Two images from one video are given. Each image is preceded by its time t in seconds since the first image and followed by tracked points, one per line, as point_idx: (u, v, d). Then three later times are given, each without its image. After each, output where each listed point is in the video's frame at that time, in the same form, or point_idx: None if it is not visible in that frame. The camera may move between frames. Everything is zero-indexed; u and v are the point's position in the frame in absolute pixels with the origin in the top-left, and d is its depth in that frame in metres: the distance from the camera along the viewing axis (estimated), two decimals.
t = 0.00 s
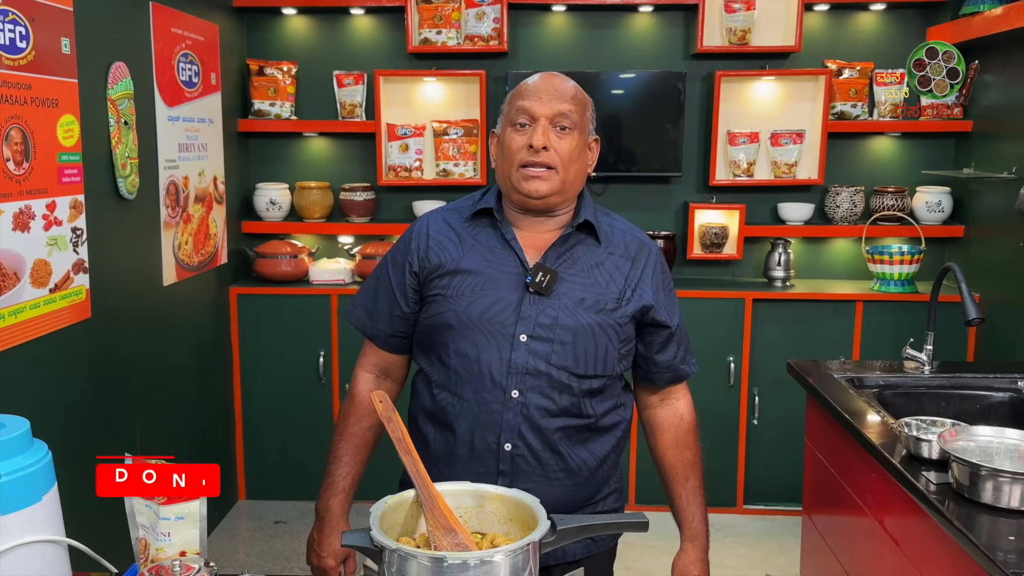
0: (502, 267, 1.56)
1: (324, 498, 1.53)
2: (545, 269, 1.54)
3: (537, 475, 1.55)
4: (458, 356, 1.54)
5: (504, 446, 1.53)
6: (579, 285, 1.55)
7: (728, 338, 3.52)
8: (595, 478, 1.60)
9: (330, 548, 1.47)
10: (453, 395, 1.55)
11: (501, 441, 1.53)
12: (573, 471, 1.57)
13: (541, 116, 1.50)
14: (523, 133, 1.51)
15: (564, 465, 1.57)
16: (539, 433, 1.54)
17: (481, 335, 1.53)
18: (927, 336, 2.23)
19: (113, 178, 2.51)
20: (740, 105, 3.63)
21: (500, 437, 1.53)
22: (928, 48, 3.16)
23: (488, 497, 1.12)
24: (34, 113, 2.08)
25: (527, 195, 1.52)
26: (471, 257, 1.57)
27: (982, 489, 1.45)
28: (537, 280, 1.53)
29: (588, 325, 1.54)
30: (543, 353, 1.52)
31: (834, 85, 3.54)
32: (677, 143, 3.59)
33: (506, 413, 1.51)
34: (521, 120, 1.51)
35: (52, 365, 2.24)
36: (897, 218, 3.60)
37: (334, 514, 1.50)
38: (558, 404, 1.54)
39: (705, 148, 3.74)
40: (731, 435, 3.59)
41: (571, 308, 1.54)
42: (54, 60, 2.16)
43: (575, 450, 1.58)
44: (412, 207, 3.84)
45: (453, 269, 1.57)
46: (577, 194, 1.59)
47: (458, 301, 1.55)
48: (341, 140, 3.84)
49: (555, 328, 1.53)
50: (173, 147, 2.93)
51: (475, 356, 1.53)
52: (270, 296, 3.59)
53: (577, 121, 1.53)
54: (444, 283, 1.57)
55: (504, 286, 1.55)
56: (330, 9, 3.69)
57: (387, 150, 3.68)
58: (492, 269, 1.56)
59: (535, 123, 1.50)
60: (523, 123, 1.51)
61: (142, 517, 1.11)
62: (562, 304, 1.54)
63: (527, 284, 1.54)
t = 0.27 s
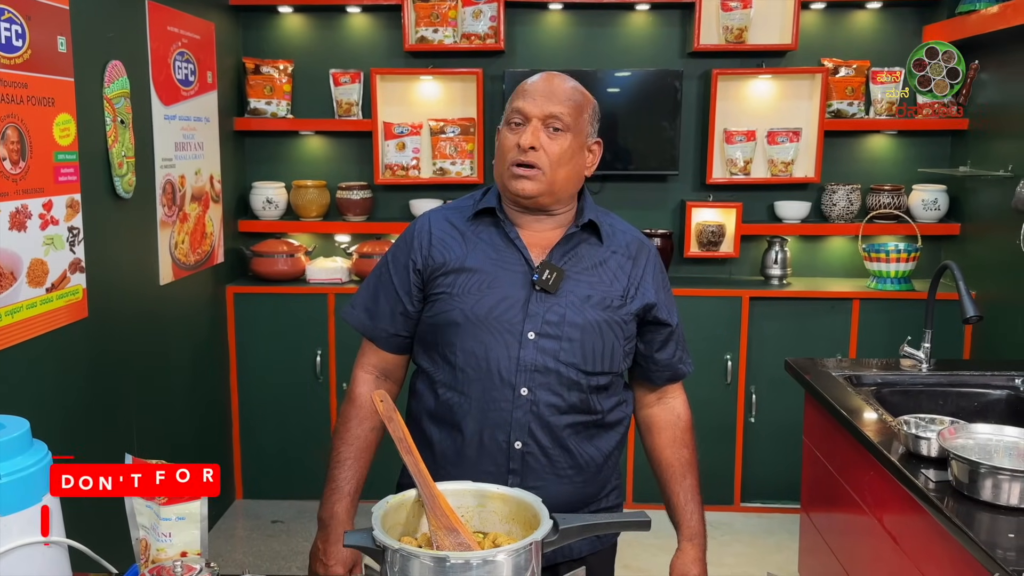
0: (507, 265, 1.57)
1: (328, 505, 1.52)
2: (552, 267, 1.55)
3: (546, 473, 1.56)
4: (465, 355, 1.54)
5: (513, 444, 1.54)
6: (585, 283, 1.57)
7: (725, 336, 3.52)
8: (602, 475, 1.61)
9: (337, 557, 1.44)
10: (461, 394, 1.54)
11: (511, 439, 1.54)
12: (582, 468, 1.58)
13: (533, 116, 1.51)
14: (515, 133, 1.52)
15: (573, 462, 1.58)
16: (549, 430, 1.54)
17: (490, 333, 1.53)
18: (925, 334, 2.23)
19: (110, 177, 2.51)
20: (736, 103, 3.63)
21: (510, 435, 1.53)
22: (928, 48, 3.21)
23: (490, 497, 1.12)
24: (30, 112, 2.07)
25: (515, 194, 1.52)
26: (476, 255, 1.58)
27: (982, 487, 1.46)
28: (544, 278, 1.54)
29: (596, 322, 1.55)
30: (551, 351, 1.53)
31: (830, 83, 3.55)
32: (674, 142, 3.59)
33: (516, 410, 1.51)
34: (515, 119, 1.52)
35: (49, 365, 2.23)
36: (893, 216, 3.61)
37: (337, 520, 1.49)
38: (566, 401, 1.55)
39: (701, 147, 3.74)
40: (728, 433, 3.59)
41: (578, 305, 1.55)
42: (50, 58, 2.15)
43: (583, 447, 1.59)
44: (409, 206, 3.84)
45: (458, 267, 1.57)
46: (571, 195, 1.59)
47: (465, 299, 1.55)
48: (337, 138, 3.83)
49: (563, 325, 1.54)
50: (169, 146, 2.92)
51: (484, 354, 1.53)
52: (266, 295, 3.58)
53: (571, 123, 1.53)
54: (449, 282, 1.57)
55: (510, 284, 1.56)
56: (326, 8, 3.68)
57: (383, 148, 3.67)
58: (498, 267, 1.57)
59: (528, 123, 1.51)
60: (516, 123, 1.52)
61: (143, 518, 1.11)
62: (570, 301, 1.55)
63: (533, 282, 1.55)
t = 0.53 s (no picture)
0: (513, 264, 1.57)
1: (334, 509, 1.51)
2: (558, 266, 1.55)
3: (552, 473, 1.57)
4: (471, 355, 1.54)
5: (521, 444, 1.54)
6: (591, 282, 1.57)
7: (721, 334, 3.53)
8: (607, 474, 1.62)
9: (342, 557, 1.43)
10: (467, 394, 1.55)
11: (518, 439, 1.54)
12: (588, 468, 1.59)
13: (555, 111, 1.52)
14: (535, 127, 1.52)
15: (579, 461, 1.59)
16: (556, 430, 1.55)
17: (496, 333, 1.54)
18: (921, 332, 2.24)
19: (106, 176, 2.50)
20: (732, 102, 3.64)
21: (518, 435, 1.54)
22: (928, 48, 3.26)
23: (493, 495, 1.12)
24: (26, 111, 2.06)
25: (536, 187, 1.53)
26: (481, 255, 1.58)
27: (979, 484, 1.46)
28: (550, 278, 1.55)
29: (602, 321, 1.56)
30: (558, 350, 1.54)
31: (826, 82, 3.56)
32: (670, 140, 3.60)
33: (524, 410, 1.52)
34: (535, 114, 1.53)
35: (45, 365, 2.23)
36: (888, 215, 3.63)
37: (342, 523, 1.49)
38: (573, 401, 1.55)
39: (697, 145, 3.75)
40: (724, 431, 3.60)
41: (585, 304, 1.56)
42: (46, 57, 2.15)
43: (589, 446, 1.60)
44: (405, 204, 3.84)
45: (463, 267, 1.57)
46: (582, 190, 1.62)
47: (470, 299, 1.55)
48: (333, 137, 3.83)
49: (569, 325, 1.54)
50: (165, 145, 2.92)
51: (490, 354, 1.53)
52: (262, 294, 3.58)
53: (589, 118, 1.55)
54: (454, 281, 1.57)
55: (516, 283, 1.56)
56: (321, 6, 3.67)
57: (379, 147, 3.67)
58: (503, 266, 1.57)
59: (549, 117, 1.52)
60: (536, 117, 1.53)
61: (145, 518, 1.12)
62: (576, 301, 1.56)
63: (539, 281, 1.55)
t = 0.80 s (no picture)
0: (514, 269, 1.58)
1: (315, 495, 1.47)
2: (559, 272, 1.56)
3: (551, 477, 1.57)
4: (471, 359, 1.55)
5: (519, 449, 1.55)
6: (592, 288, 1.58)
7: (715, 332, 3.54)
8: (604, 479, 1.63)
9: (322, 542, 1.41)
10: (466, 398, 1.55)
11: (516, 444, 1.55)
12: (587, 472, 1.60)
13: (566, 117, 1.53)
14: (546, 132, 1.53)
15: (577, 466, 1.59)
16: (555, 436, 1.55)
17: (496, 338, 1.54)
18: (916, 330, 2.26)
19: (101, 175, 2.49)
20: (726, 100, 3.65)
21: (516, 440, 1.54)
22: (927, 48, 3.08)
23: (496, 494, 1.12)
24: (21, 110, 2.05)
25: (544, 193, 1.55)
26: (482, 258, 1.58)
27: (977, 480, 1.48)
28: (552, 283, 1.55)
29: (602, 328, 1.56)
30: (558, 356, 1.54)
31: (819, 81, 3.58)
32: (664, 139, 3.60)
33: (523, 416, 1.52)
34: (546, 119, 1.54)
35: (41, 365, 2.22)
36: (881, 213, 3.65)
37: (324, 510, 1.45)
38: (572, 407, 1.56)
39: (691, 144, 3.75)
40: (719, 429, 3.61)
41: (586, 310, 1.56)
42: (41, 56, 2.14)
43: (587, 451, 1.60)
44: (399, 203, 3.83)
45: (464, 270, 1.57)
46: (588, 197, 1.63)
47: (471, 303, 1.56)
48: (328, 136, 3.82)
49: (570, 331, 1.55)
50: (159, 144, 2.90)
51: (490, 359, 1.54)
52: (256, 294, 3.57)
53: (599, 126, 1.56)
54: (455, 284, 1.57)
55: (517, 288, 1.56)
56: (316, 5, 3.67)
57: (374, 146, 3.66)
58: (504, 270, 1.57)
59: (560, 123, 1.53)
60: (546, 122, 1.54)
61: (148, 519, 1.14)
62: (576, 306, 1.56)
63: (541, 286, 1.56)
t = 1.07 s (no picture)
0: (511, 267, 1.60)
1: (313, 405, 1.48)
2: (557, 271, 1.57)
3: (548, 476, 1.58)
4: (468, 357, 1.57)
5: (516, 447, 1.56)
6: (589, 287, 1.59)
7: (709, 330, 3.56)
8: (604, 479, 1.63)
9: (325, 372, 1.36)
10: (464, 396, 1.57)
11: (513, 442, 1.56)
12: (585, 471, 1.60)
13: (555, 118, 1.54)
14: (536, 135, 1.55)
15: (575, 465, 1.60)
16: (551, 434, 1.57)
17: (493, 337, 1.56)
18: (910, 327, 2.28)
19: (94, 174, 2.48)
20: (718, 99, 3.66)
21: (513, 439, 1.56)
22: (927, 48, 3.11)
23: (500, 491, 1.12)
24: (15, 109, 2.04)
25: (540, 196, 1.57)
26: (480, 257, 1.60)
27: (973, 476, 1.49)
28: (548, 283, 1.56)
29: (599, 327, 1.58)
30: (555, 355, 1.56)
31: (811, 80, 3.59)
32: (657, 138, 3.61)
33: (519, 414, 1.54)
34: (535, 122, 1.55)
35: (36, 365, 2.21)
36: (873, 211, 3.67)
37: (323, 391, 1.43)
38: (570, 406, 1.57)
39: (684, 143, 3.77)
40: (712, 426, 3.63)
41: (582, 310, 1.57)
42: (34, 55, 2.13)
43: (586, 451, 1.61)
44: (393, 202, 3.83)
45: (461, 269, 1.60)
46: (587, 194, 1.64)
47: (468, 301, 1.58)
48: (320, 135, 3.81)
49: (567, 330, 1.56)
50: (152, 143, 2.89)
51: (487, 357, 1.56)
52: (249, 293, 3.56)
53: (590, 124, 1.57)
54: (452, 283, 1.60)
55: (514, 287, 1.58)
56: (308, 3, 3.66)
57: (367, 145, 3.66)
58: (502, 269, 1.59)
59: (549, 125, 1.55)
60: (536, 125, 1.55)
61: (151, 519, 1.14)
62: (573, 306, 1.57)
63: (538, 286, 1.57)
